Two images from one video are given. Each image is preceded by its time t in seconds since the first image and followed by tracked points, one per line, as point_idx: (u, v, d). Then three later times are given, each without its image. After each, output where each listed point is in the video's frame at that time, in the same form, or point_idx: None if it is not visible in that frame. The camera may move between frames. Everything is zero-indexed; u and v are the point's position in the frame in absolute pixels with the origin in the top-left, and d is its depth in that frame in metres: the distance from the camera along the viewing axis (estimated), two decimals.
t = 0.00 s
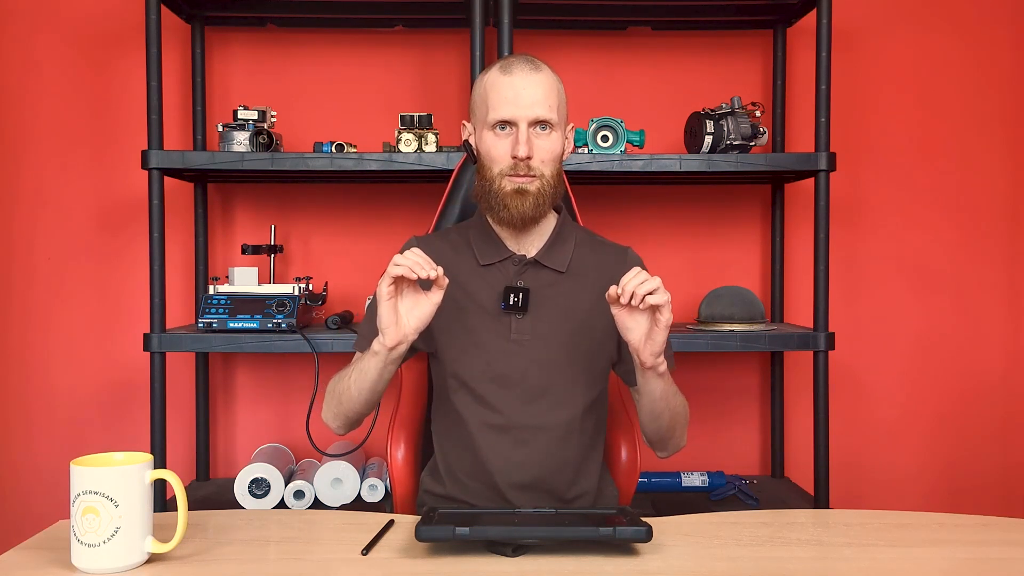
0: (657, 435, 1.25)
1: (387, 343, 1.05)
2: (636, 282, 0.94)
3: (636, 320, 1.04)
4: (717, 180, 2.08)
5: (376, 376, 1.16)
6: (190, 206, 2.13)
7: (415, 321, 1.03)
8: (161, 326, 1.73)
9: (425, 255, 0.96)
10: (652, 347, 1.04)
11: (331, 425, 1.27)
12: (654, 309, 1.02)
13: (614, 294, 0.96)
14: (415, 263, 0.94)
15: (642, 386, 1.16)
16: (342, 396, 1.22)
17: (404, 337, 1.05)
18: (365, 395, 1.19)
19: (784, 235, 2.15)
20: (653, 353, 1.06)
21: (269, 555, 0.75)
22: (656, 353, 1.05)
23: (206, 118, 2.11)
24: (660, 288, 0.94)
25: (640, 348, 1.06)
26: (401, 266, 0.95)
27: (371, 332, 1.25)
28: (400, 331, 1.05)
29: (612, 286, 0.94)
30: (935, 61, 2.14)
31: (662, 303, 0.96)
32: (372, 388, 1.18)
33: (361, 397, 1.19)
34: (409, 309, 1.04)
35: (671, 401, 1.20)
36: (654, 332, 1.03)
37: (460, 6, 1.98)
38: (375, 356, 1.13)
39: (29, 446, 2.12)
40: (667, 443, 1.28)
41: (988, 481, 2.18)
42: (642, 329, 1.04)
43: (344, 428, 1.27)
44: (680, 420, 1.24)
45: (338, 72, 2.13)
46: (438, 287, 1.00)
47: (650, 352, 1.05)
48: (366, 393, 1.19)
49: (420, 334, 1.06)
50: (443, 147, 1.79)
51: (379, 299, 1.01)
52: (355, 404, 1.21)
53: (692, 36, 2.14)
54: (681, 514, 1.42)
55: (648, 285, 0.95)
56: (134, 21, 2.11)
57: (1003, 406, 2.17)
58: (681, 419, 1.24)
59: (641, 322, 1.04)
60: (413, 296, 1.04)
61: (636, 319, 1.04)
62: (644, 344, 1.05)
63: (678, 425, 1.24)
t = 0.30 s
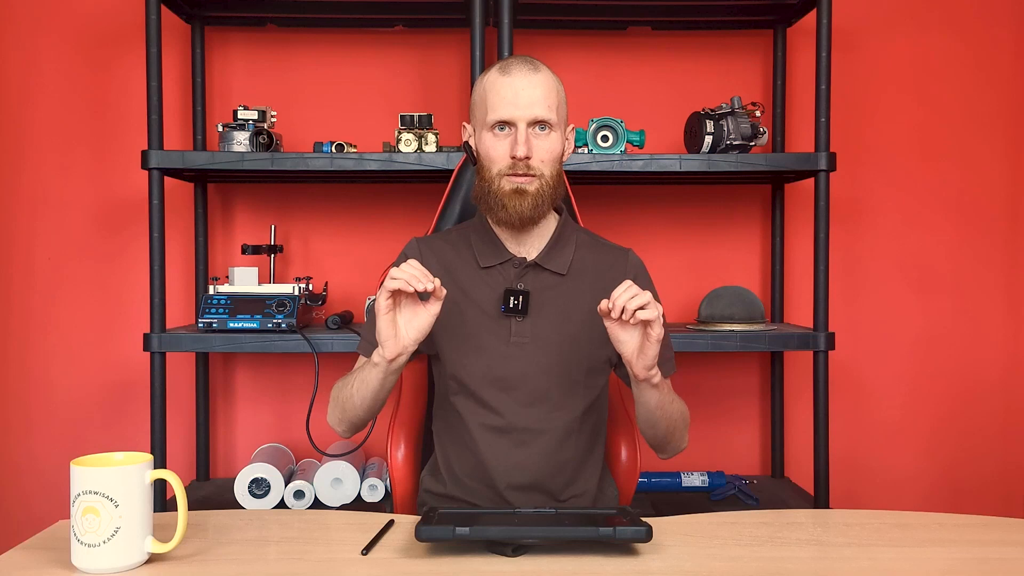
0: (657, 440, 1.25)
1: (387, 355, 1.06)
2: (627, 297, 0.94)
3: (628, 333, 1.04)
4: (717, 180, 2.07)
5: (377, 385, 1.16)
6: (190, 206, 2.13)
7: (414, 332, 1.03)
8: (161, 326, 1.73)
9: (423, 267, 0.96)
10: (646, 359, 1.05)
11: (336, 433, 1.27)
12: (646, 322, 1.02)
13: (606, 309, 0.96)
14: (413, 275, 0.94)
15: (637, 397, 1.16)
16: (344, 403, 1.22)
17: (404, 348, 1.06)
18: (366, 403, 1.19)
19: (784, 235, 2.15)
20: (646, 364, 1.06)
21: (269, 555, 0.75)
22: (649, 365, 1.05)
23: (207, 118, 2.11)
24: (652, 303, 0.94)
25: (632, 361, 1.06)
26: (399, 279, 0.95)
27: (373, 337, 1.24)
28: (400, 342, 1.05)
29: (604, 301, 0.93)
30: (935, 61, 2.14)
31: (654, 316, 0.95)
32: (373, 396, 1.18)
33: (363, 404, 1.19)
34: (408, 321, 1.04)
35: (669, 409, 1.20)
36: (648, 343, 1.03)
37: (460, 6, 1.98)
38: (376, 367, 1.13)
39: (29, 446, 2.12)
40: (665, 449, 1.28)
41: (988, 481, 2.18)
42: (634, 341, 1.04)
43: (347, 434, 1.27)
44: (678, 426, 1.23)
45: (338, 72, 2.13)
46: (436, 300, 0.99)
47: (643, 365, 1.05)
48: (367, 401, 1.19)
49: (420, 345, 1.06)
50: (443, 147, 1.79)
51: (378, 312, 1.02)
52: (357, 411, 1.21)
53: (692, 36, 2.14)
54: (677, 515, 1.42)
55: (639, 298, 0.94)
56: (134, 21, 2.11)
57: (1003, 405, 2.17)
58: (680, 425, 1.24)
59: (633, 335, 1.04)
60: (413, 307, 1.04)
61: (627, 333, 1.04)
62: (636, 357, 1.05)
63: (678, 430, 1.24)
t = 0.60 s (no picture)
0: (694, 391, 1.21)
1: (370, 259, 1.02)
2: (635, 203, 0.94)
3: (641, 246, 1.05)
4: (720, 172, 2.06)
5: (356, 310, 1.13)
6: (190, 198, 2.12)
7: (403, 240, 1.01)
8: (161, 319, 1.73)
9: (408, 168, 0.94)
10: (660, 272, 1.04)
11: (306, 385, 1.23)
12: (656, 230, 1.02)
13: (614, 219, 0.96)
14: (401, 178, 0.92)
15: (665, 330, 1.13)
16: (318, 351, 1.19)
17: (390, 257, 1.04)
18: (343, 337, 1.16)
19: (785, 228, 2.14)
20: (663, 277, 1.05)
21: (269, 547, 0.75)
22: (668, 275, 1.04)
23: (206, 110, 2.11)
24: (657, 201, 0.94)
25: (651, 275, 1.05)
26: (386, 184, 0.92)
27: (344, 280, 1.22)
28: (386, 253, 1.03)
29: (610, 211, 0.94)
30: (938, 53, 2.13)
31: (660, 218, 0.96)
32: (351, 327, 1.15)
33: (342, 339, 1.16)
34: (396, 226, 1.02)
35: (698, 352, 1.17)
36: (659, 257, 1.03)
37: None
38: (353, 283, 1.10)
39: (30, 438, 2.12)
40: (703, 405, 1.23)
41: (988, 474, 2.19)
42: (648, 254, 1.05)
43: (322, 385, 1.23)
44: (712, 377, 1.20)
45: (338, 64, 2.12)
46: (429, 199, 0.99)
47: (663, 273, 1.03)
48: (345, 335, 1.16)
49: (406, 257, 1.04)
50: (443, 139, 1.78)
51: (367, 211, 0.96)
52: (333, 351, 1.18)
53: (693, 27, 2.13)
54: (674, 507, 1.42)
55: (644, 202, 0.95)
56: (133, 13, 2.10)
57: (1003, 398, 2.17)
58: (715, 369, 1.21)
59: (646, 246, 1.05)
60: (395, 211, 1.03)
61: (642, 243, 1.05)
62: (653, 269, 1.04)
63: (712, 384, 1.21)
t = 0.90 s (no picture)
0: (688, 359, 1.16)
1: (371, 198, 1.04)
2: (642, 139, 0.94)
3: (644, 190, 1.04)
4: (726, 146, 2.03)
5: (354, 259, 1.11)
6: (188, 173, 2.10)
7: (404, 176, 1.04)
8: (160, 294, 1.72)
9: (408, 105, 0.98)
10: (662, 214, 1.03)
11: (308, 347, 1.19)
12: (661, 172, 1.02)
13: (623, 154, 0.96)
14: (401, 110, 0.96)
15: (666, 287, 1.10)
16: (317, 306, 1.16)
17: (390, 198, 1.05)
18: (341, 292, 1.14)
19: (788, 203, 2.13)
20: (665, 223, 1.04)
21: (269, 523, 0.75)
22: (670, 216, 1.02)
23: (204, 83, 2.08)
24: (663, 135, 0.94)
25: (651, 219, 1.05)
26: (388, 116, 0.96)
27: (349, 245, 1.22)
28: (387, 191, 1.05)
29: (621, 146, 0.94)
30: (946, 25, 2.10)
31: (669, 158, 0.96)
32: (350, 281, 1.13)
33: (340, 293, 1.14)
34: (394, 165, 1.05)
35: (692, 316, 1.13)
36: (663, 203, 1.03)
37: None
38: (354, 230, 1.09)
39: (32, 413, 2.13)
40: (696, 374, 1.18)
41: (987, 450, 2.20)
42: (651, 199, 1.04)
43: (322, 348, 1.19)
44: (707, 344, 1.16)
45: (337, 37, 2.09)
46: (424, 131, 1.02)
47: (665, 216, 1.02)
48: (344, 290, 1.14)
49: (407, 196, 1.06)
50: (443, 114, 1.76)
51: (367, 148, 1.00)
52: (332, 306, 1.15)
53: None
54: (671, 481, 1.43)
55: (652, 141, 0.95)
56: None
57: (1004, 375, 2.17)
58: (711, 334, 1.17)
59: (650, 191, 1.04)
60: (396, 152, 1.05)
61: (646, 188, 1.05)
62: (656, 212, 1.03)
63: (707, 350, 1.16)
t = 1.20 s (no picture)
0: (670, 419, 1.23)
1: (376, 304, 1.05)
2: (640, 252, 0.94)
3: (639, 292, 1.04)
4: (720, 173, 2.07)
5: (364, 346, 1.13)
6: (190, 199, 2.12)
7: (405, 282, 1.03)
8: (161, 319, 1.73)
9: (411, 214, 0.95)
10: (658, 319, 1.03)
11: (323, 413, 1.23)
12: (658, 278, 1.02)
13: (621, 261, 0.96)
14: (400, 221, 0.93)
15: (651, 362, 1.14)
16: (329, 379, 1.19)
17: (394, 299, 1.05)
18: (353, 371, 1.17)
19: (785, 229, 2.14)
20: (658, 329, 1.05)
21: (269, 548, 0.75)
22: (662, 325, 1.04)
23: (206, 111, 2.11)
24: (665, 255, 0.94)
25: (644, 322, 1.05)
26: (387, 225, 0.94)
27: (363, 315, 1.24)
28: (389, 292, 1.05)
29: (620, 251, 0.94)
30: (938, 54, 2.13)
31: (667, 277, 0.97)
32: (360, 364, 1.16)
33: (351, 371, 1.16)
34: (398, 270, 1.04)
35: (680, 379, 1.18)
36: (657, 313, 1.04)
37: None
38: (363, 323, 1.10)
39: (30, 439, 2.12)
40: (678, 429, 1.26)
41: (988, 475, 2.19)
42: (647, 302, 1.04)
43: (334, 412, 1.23)
44: (691, 402, 1.22)
45: (339, 66, 2.12)
46: (428, 246, 1.00)
47: (655, 324, 1.04)
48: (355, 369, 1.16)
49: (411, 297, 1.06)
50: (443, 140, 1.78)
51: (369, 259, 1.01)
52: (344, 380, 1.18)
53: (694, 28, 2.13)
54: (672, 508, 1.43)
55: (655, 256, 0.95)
56: (133, 13, 2.10)
57: (1004, 400, 2.17)
58: (694, 400, 1.23)
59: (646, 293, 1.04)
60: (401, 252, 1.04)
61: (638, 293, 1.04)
62: (648, 317, 1.04)
63: (691, 407, 1.23)
